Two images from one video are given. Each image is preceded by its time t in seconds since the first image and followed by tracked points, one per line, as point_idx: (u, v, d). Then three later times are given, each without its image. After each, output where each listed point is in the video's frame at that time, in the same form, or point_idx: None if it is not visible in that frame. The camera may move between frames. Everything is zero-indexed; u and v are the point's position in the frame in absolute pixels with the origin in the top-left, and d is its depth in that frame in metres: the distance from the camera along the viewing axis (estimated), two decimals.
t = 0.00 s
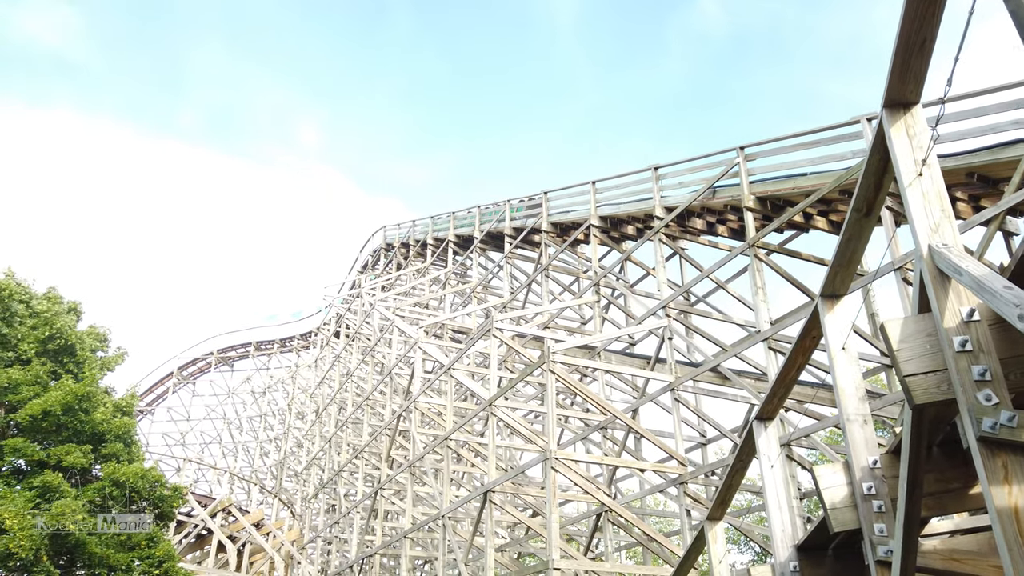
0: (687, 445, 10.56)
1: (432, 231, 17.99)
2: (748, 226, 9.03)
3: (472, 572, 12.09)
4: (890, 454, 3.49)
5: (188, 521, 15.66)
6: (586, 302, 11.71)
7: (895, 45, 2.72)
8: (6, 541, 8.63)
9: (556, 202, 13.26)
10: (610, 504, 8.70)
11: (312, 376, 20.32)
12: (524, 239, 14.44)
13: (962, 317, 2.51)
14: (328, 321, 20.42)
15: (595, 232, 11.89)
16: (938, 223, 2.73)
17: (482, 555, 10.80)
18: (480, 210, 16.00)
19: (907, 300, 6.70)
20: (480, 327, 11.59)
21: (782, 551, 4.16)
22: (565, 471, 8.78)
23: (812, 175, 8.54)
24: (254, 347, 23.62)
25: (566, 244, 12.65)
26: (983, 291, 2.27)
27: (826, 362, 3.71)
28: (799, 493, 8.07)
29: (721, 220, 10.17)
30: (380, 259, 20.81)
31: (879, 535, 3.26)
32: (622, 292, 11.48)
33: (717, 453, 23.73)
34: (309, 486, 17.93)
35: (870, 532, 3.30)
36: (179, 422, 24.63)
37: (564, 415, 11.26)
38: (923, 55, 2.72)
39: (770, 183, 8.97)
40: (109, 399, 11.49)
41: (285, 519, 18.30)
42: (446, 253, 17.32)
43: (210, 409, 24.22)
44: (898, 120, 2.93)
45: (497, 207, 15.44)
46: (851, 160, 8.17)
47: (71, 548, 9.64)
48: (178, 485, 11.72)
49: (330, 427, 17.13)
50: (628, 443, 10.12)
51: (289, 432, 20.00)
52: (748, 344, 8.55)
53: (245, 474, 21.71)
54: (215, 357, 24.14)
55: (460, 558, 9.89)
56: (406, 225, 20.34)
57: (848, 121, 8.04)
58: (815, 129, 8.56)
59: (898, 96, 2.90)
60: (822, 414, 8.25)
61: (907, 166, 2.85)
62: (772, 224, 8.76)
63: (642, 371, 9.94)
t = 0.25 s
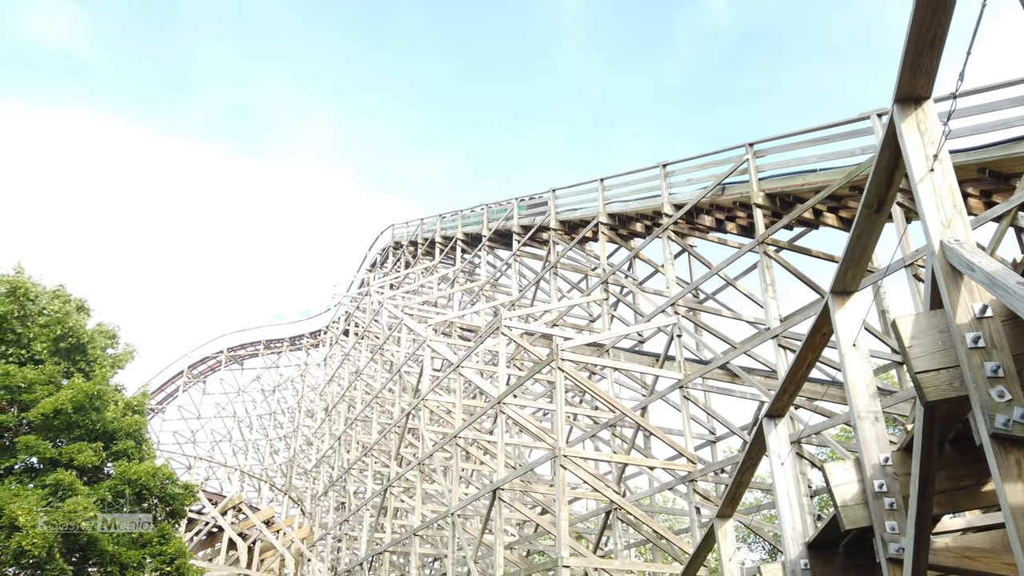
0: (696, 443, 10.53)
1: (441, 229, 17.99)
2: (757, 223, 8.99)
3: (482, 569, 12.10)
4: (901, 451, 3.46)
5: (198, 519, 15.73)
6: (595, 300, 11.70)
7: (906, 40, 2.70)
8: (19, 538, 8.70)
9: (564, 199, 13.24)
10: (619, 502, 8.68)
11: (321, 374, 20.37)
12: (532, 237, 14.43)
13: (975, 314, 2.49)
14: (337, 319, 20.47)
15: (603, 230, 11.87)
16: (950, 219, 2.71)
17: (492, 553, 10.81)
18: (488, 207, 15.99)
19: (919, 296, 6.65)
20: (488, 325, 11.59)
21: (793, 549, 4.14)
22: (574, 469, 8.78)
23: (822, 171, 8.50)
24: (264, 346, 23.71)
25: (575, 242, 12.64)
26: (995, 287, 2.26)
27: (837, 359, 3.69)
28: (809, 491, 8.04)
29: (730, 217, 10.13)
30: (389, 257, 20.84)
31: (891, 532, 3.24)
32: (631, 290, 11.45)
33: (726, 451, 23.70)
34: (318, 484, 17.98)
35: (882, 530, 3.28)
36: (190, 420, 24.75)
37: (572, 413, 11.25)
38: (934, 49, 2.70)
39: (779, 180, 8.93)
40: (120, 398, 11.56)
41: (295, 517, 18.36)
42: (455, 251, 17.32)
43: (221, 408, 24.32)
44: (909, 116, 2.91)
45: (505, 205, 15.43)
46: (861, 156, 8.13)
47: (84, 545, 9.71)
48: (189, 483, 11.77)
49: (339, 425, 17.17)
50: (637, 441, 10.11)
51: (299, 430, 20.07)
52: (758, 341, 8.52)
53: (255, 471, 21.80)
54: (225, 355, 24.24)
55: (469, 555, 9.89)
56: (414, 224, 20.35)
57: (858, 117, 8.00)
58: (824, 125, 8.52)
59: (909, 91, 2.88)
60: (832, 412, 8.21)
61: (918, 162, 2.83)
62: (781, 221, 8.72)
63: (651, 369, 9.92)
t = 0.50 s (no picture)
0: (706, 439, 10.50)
1: (449, 225, 18.00)
2: (767, 218, 8.95)
3: (491, 565, 12.13)
4: (913, 446, 3.44)
5: (210, 514, 15.81)
6: (604, 295, 11.68)
7: (917, 33, 2.68)
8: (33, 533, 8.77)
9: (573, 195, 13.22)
10: (629, 498, 8.68)
11: (331, 371, 20.44)
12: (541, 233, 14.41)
13: (988, 308, 2.47)
14: (347, 315, 20.52)
15: (612, 225, 11.84)
16: (962, 213, 2.69)
17: (502, 548, 10.82)
18: (497, 204, 15.99)
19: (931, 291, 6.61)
20: (497, 321, 11.59)
21: (804, 544, 4.13)
22: (583, 465, 8.77)
23: (833, 165, 8.45)
24: (274, 342, 23.82)
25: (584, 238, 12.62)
26: (1008, 281, 2.24)
27: (848, 354, 3.67)
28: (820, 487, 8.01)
29: (740, 212, 10.08)
30: (398, 253, 20.87)
31: (903, 528, 3.22)
32: (640, 286, 11.43)
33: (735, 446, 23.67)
34: (329, 479, 18.06)
35: (893, 526, 3.26)
36: (201, 416, 24.89)
37: (582, 408, 11.25)
38: (947, 42, 2.67)
39: (789, 174, 8.89)
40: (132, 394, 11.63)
41: (306, 512, 18.44)
42: (463, 248, 17.33)
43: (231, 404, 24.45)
44: (921, 109, 2.89)
45: (514, 201, 15.42)
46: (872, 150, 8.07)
47: (97, 541, 9.78)
48: (200, 479, 11.84)
49: (349, 421, 17.22)
50: (647, 437, 10.09)
51: (309, 426, 20.15)
52: (768, 336, 8.49)
53: (266, 467, 21.91)
54: (236, 352, 24.36)
55: (479, 551, 9.90)
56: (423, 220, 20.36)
57: (869, 111, 7.94)
58: (835, 119, 8.46)
59: (921, 85, 2.86)
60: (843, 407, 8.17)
61: (930, 156, 2.81)
62: (792, 216, 8.67)
63: (660, 364, 9.90)
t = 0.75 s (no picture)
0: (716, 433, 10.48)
1: (458, 220, 17.99)
2: (777, 211, 8.90)
3: (501, 559, 12.15)
4: (924, 440, 3.42)
5: (221, 508, 15.92)
6: (612, 289, 11.66)
7: (929, 23, 2.65)
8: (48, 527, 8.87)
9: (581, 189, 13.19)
10: (638, 491, 8.67)
11: (340, 365, 20.51)
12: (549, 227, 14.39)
13: (1000, 300, 2.45)
14: (356, 310, 20.57)
15: (621, 219, 11.81)
16: (974, 204, 2.67)
17: (511, 542, 10.84)
18: (505, 198, 15.97)
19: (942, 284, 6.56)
20: (506, 315, 11.58)
21: (814, 538, 4.12)
22: (593, 459, 8.77)
23: (843, 157, 8.40)
24: (284, 337, 23.91)
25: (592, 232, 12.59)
26: (1021, 272, 2.22)
27: (859, 348, 3.66)
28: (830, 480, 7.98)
29: (749, 205, 10.04)
30: (406, 248, 20.89)
31: (914, 521, 3.21)
32: (649, 280, 11.40)
33: (744, 440, 23.66)
34: (339, 473, 18.13)
35: (904, 519, 3.25)
36: (211, 411, 25.03)
37: (591, 403, 11.24)
38: (959, 32, 2.65)
39: (799, 167, 8.83)
40: (144, 389, 11.71)
41: (316, 506, 18.52)
42: (472, 242, 17.32)
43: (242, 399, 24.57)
44: (933, 100, 2.87)
45: (522, 195, 15.40)
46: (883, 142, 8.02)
47: (109, 534, 9.88)
48: (211, 473, 11.91)
49: (359, 416, 17.27)
50: (656, 431, 10.08)
51: (319, 421, 20.23)
52: (778, 330, 8.45)
53: (277, 462, 22.02)
54: (246, 347, 24.47)
55: (488, 545, 9.92)
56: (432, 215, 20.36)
57: (880, 102, 7.88)
58: (845, 111, 8.41)
59: (933, 75, 2.84)
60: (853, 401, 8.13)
61: (942, 147, 2.79)
62: (801, 208, 8.63)
63: (669, 358, 9.87)
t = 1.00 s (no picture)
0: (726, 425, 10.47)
1: (467, 213, 17.99)
2: (788, 202, 8.85)
3: (511, 550, 12.20)
4: (938, 432, 3.40)
5: (234, 500, 16.03)
6: (622, 281, 11.64)
7: (943, 11, 2.62)
8: (63, 518, 8.99)
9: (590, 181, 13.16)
10: (648, 483, 8.68)
11: (350, 358, 20.59)
12: (558, 219, 14.37)
13: (1014, 291, 2.43)
14: (365, 303, 20.63)
15: (630, 211, 11.78)
16: (989, 194, 2.64)
17: (521, 533, 10.88)
18: (514, 190, 15.95)
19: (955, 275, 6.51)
20: (516, 308, 11.59)
21: (826, 530, 4.11)
22: (603, 451, 8.78)
23: (855, 148, 8.33)
24: (294, 330, 24.01)
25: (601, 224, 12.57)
26: None
27: (871, 339, 3.64)
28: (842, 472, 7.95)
29: (760, 196, 9.98)
30: (415, 241, 20.91)
31: (927, 513, 3.19)
32: (658, 272, 11.38)
33: (755, 433, 23.62)
34: (350, 466, 18.22)
35: (917, 511, 3.24)
36: (223, 403, 25.18)
37: (600, 395, 11.24)
38: (973, 20, 2.62)
39: (810, 157, 8.78)
40: (156, 381, 11.80)
41: (327, 498, 18.63)
42: (481, 235, 17.32)
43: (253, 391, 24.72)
44: (947, 89, 2.84)
45: (531, 187, 15.38)
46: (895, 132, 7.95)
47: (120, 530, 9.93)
48: (223, 465, 11.99)
49: (369, 408, 17.34)
50: (666, 423, 10.07)
51: (329, 413, 20.33)
52: (789, 322, 8.42)
53: (288, 454, 22.15)
54: (256, 340, 24.59)
55: (499, 536, 9.95)
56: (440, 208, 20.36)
57: (892, 92, 7.81)
58: (857, 101, 8.34)
59: (947, 64, 2.81)
60: (865, 392, 8.10)
61: (956, 137, 2.76)
62: (812, 199, 8.58)
63: (679, 350, 9.86)
